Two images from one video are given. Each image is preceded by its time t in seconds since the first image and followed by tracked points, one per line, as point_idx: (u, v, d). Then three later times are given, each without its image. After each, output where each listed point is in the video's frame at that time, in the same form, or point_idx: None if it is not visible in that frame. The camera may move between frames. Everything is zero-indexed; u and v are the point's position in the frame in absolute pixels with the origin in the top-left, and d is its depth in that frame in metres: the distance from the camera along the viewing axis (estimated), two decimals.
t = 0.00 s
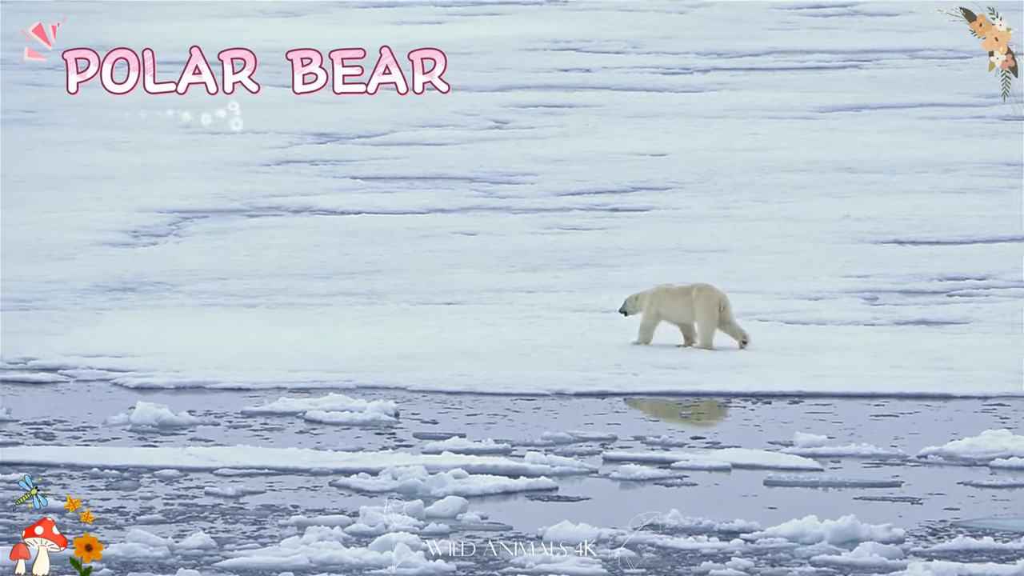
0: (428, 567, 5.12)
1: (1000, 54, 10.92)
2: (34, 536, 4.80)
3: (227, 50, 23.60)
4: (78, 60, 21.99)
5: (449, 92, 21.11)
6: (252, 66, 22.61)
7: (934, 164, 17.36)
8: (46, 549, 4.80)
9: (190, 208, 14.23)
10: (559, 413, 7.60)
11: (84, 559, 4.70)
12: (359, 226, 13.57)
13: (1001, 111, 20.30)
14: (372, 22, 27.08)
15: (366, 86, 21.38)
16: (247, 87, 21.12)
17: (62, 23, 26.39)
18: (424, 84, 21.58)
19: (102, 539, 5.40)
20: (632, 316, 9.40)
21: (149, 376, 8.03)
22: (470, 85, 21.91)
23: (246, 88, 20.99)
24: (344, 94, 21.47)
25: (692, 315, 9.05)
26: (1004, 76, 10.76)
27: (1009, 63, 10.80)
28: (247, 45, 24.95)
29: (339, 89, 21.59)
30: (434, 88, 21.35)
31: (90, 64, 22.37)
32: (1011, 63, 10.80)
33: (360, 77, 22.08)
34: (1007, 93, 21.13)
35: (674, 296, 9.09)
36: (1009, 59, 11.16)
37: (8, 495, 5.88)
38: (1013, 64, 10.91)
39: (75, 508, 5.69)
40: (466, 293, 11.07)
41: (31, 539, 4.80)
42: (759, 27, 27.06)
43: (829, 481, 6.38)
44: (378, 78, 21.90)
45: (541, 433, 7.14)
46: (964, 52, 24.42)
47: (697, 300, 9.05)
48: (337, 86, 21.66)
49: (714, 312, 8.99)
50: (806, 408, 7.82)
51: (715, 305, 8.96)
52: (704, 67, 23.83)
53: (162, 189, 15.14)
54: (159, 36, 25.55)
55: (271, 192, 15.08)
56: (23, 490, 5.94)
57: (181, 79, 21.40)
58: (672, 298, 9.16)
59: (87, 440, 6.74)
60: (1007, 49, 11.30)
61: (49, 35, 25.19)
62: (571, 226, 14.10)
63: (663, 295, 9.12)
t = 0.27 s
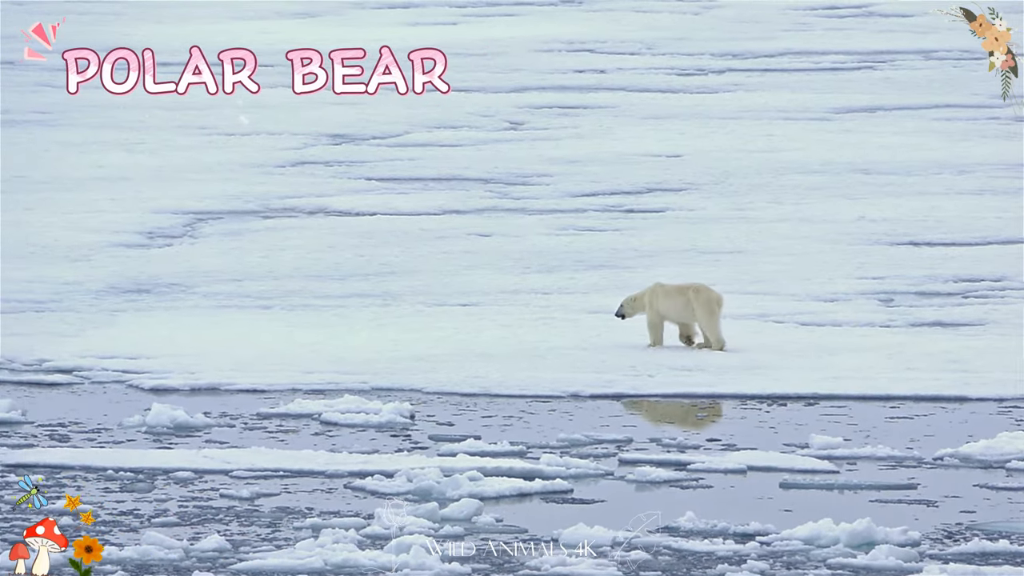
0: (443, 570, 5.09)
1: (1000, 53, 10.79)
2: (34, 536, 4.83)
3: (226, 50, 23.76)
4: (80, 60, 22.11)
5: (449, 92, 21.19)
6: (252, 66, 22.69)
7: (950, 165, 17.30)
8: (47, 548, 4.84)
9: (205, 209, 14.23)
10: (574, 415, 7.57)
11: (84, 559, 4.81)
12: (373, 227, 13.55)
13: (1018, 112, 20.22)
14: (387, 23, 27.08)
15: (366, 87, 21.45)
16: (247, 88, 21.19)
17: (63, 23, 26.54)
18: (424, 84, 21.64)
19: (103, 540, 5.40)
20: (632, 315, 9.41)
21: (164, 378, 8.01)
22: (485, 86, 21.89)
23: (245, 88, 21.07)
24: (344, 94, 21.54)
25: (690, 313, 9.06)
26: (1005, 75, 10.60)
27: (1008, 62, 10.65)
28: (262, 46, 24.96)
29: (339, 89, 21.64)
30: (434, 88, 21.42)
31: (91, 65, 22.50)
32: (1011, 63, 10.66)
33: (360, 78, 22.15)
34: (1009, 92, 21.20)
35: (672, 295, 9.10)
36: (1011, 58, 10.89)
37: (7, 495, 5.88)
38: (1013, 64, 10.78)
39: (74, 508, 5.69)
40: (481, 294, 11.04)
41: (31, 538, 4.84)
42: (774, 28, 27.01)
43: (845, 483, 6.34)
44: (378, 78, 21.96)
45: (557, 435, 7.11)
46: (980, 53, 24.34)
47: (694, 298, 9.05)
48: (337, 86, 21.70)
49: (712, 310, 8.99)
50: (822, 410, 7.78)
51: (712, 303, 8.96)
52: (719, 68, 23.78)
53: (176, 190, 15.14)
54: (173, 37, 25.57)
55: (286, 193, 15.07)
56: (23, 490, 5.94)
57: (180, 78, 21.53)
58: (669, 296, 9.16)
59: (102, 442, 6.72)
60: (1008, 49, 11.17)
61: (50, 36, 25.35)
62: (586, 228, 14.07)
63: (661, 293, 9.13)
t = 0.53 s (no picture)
0: (457, 572, 5.07)
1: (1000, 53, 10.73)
2: (35, 536, 4.75)
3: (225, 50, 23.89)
4: (79, 60, 22.19)
5: (449, 92, 21.32)
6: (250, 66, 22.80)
7: (963, 167, 17.24)
8: (47, 548, 4.75)
9: (218, 211, 14.23)
10: (587, 417, 7.55)
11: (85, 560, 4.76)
12: (386, 229, 13.53)
13: None
14: (399, 24, 27.07)
15: (366, 86, 21.57)
16: (247, 87, 21.27)
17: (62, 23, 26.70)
18: (425, 85, 21.80)
19: (102, 541, 5.40)
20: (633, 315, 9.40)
21: (177, 380, 8.00)
22: (497, 88, 21.88)
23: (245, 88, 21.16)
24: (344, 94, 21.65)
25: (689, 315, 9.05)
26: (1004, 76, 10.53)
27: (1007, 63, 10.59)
28: (274, 47, 24.98)
29: (339, 89, 21.76)
30: (435, 88, 21.56)
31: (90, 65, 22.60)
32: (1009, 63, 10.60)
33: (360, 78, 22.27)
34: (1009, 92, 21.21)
35: (671, 296, 9.09)
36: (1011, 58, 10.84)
37: (8, 495, 5.89)
38: (1011, 64, 10.71)
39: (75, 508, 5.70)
40: (494, 296, 11.02)
41: (31, 538, 4.76)
42: (787, 30, 26.95)
43: (859, 485, 6.31)
44: (378, 78, 22.09)
45: (570, 437, 7.09)
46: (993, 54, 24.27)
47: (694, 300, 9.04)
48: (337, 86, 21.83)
49: (710, 312, 8.98)
50: (834, 413, 7.75)
51: (711, 305, 8.95)
52: (733, 69, 23.74)
53: (189, 191, 15.15)
54: (185, 39, 25.60)
55: (299, 194, 15.06)
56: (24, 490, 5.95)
57: (181, 79, 21.58)
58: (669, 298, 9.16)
59: (114, 444, 6.71)
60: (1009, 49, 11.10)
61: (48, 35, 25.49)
62: (599, 229, 14.04)
63: (662, 294, 9.12)
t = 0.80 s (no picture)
0: None
1: (1000, 52, 10.72)
2: (34, 536, 4.62)
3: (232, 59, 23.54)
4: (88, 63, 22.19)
5: (448, 90, 21.43)
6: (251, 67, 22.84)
7: (977, 169, 17.18)
8: (47, 549, 4.62)
9: (231, 213, 14.24)
10: (601, 420, 7.52)
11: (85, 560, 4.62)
12: (399, 231, 13.52)
13: None
14: (412, 26, 27.07)
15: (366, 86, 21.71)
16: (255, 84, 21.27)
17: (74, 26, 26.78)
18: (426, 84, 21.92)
19: (101, 541, 5.38)
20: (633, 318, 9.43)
21: (190, 382, 7.99)
22: (510, 90, 21.87)
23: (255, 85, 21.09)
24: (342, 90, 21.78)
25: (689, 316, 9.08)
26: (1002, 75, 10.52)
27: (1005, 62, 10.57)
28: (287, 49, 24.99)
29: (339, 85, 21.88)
30: (434, 87, 21.67)
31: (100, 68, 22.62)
32: (1008, 63, 10.58)
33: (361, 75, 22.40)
34: (1009, 92, 21.36)
35: (671, 298, 9.13)
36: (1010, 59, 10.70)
37: (7, 495, 5.89)
38: (1011, 64, 10.68)
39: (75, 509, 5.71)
40: (507, 298, 11.00)
41: (31, 538, 4.63)
42: (800, 32, 26.91)
43: (873, 488, 6.27)
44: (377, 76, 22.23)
45: (584, 440, 7.06)
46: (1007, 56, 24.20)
47: (693, 301, 9.08)
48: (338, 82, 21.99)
49: (709, 312, 9.01)
50: (848, 415, 7.71)
51: (710, 304, 8.98)
52: (746, 71, 23.70)
53: (203, 194, 15.15)
54: (199, 41, 25.63)
55: (312, 196, 15.06)
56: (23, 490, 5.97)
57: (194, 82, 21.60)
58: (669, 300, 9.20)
59: (127, 446, 6.70)
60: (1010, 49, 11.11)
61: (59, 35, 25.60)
62: (612, 231, 14.02)
63: (661, 297, 9.17)
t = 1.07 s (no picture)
0: None
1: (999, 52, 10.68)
2: (34, 536, 4.36)
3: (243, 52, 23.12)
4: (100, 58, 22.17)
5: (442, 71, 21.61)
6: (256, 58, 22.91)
7: (994, 172, 17.12)
8: (46, 548, 4.36)
9: (246, 215, 14.23)
10: (617, 422, 7.49)
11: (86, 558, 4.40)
12: (414, 233, 13.50)
13: None
14: (427, 28, 27.07)
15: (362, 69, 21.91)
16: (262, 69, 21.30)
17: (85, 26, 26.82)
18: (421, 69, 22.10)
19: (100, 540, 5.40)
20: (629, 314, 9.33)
21: (206, 385, 7.98)
22: (525, 92, 21.86)
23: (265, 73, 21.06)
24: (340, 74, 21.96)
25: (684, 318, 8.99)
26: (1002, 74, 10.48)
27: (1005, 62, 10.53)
28: (302, 52, 25.00)
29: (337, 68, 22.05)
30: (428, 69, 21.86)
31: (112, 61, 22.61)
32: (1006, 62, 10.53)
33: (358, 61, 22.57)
34: (1010, 92, 21.40)
35: (669, 298, 9.03)
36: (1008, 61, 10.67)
37: (7, 496, 5.91)
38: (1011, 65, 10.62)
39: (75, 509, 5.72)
40: (523, 301, 10.98)
41: (28, 539, 4.40)
42: (815, 34, 26.84)
43: (890, 491, 6.23)
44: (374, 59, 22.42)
45: (600, 443, 7.03)
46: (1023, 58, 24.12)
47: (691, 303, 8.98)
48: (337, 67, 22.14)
49: (706, 317, 8.92)
50: (864, 418, 7.67)
51: (706, 310, 8.89)
52: (761, 74, 23.66)
53: (218, 195, 15.16)
54: (214, 43, 25.66)
55: (327, 199, 15.05)
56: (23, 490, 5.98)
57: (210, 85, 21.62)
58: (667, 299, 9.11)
59: (143, 449, 6.69)
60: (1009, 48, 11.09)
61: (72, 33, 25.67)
62: (628, 234, 13.98)
63: (659, 297, 9.07)
